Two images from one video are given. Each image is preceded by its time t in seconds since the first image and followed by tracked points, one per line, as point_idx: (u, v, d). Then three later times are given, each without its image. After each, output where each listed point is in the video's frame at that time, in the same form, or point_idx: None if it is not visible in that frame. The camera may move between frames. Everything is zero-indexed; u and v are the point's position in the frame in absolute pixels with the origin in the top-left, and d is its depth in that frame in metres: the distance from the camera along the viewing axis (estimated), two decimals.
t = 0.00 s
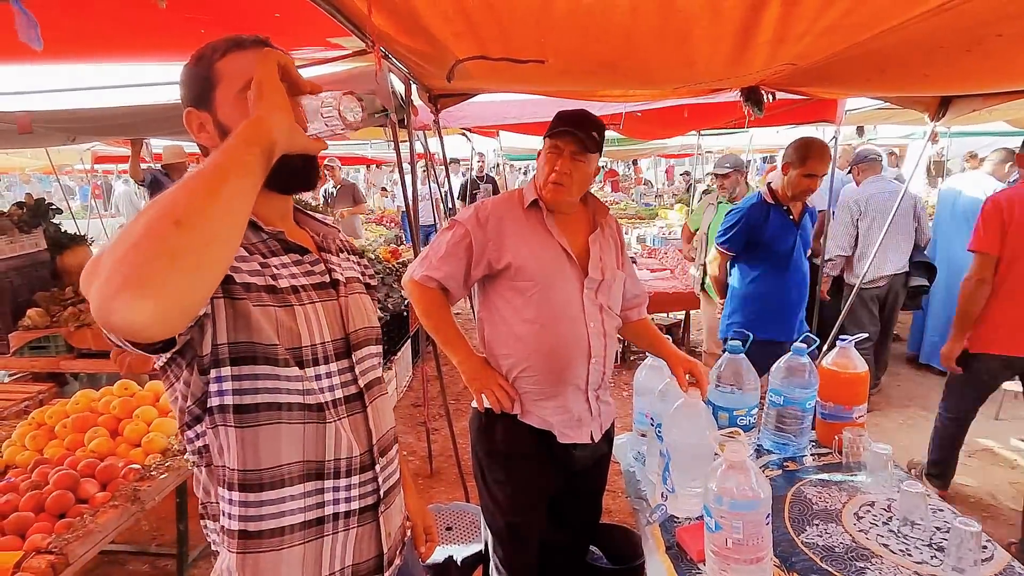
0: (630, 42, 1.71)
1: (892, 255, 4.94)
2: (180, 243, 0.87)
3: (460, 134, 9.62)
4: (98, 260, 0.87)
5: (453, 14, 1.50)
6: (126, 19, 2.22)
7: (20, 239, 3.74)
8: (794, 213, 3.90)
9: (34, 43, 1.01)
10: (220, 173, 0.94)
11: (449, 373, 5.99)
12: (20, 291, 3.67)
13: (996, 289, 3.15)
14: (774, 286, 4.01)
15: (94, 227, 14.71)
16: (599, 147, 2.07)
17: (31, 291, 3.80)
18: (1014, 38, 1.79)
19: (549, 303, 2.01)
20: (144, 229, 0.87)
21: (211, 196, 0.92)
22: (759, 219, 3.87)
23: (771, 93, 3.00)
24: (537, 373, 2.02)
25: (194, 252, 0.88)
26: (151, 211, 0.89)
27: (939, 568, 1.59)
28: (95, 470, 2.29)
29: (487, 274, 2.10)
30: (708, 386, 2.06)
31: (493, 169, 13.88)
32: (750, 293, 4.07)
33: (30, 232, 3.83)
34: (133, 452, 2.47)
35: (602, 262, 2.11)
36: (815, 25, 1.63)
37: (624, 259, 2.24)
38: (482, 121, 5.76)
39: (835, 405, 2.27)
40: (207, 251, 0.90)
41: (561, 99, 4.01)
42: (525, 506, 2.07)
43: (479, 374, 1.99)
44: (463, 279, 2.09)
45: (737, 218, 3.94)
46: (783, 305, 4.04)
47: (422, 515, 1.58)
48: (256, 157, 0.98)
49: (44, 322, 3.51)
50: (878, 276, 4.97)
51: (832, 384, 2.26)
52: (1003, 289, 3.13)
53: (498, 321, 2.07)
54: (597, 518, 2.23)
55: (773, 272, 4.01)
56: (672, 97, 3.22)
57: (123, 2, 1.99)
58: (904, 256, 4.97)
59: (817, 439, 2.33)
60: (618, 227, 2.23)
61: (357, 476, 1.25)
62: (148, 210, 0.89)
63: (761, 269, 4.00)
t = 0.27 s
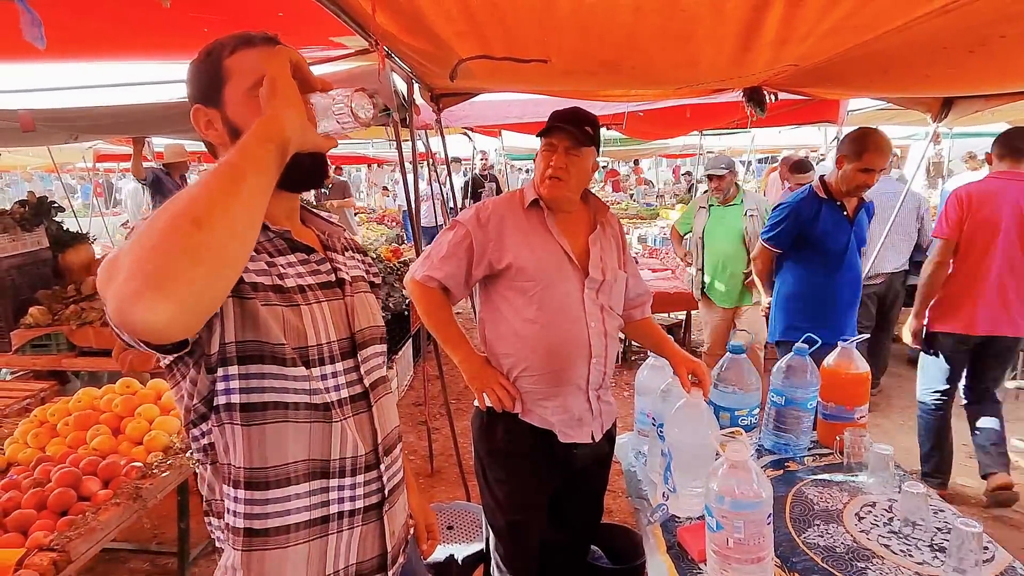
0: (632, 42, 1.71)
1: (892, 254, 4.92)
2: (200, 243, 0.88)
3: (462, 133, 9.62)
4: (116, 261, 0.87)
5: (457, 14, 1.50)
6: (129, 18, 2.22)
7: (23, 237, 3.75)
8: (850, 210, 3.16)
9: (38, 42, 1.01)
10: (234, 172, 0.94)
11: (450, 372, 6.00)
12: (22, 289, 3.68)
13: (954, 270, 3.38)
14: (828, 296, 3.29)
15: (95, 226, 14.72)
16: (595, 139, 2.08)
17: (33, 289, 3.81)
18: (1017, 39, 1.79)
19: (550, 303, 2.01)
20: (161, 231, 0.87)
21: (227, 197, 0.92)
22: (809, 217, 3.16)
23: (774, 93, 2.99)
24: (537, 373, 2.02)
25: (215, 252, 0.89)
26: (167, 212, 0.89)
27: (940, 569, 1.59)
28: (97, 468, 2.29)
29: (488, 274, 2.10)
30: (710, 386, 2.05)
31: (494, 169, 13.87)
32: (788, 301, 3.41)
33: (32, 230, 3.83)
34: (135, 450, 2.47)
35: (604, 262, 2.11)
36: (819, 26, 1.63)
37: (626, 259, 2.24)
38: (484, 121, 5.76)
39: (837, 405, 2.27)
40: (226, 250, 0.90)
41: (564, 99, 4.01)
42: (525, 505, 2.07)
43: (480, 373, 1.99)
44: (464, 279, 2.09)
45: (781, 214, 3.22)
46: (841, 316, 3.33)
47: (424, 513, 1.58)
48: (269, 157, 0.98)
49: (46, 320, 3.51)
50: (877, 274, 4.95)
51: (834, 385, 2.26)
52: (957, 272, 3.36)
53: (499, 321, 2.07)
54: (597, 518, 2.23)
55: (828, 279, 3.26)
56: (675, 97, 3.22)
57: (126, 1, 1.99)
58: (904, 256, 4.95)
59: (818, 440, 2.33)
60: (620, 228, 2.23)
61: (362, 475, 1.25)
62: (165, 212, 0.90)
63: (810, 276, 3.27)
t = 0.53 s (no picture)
0: (632, 41, 1.70)
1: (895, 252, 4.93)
2: (221, 297, 0.89)
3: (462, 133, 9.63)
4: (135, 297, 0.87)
5: (457, 13, 1.50)
6: (128, 16, 2.22)
7: (22, 235, 3.74)
8: (890, 211, 2.99)
9: (38, 39, 1.01)
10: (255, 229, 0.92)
11: (450, 371, 5.99)
12: (22, 288, 3.67)
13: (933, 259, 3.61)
14: (866, 305, 3.05)
15: (95, 225, 14.71)
16: (591, 132, 2.10)
17: (33, 287, 3.81)
18: (1018, 39, 1.79)
19: (550, 302, 2.01)
20: (179, 293, 0.87)
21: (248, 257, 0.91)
22: (847, 218, 2.99)
23: (774, 93, 3.00)
24: (537, 372, 2.02)
25: (234, 305, 0.90)
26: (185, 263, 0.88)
27: (939, 569, 1.59)
28: (96, 466, 2.29)
29: (488, 274, 2.10)
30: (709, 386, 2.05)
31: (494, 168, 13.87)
32: (820, 309, 3.20)
33: (31, 228, 3.82)
34: (134, 448, 2.47)
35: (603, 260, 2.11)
36: (819, 25, 1.63)
37: (626, 257, 2.24)
38: (484, 120, 5.76)
39: (836, 405, 2.27)
40: (245, 301, 0.92)
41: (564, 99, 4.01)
42: (524, 505, 2.08)
43: (481, 373, 1.98)
44: (464, 279, 2.10)
45: (817, 215, 3.06)
46: (880, 325, 3.08)
47: (424, 512, 1.58)
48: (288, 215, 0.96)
49: (45, 319, 3.51)
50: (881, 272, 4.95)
51: (833, 384, 2.26)
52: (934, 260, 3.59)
53: (500, 320, 2.07)
54: (597, 517, 2.23)
55: (867, 286, 3.05)
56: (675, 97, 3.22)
57: None
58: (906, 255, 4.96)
59: (817, 440, 2.34)
60: (619, 226, 2.23)
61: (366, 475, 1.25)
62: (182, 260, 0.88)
63: (845, 279, 3.06)
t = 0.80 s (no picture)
0: (630, 41, 1.71)
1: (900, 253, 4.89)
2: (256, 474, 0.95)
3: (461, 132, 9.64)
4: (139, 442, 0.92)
5: (456, 12, 1.50)
6: (126, 14, 2.21)
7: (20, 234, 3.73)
8: (930, 220, 2.60)
9: (37, 37, 1.03)
10: (258, 432, 0.92)
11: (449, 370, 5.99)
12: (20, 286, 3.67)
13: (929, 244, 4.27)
14: (909, 324, 2.62)
15: (94, 224, 14.68)
16: (598, 140, 2.08)
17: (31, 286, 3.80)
18: (1017, 39, 1.78)
19: (549, 303, 2.01)
20: (182, 483, 0.90)
21: (246, 461, 0.92)
22: (884, 229, 2.58)
23: (773, 92, 2.99)
24: (536, 373, 2.02)
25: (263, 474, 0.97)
26: (193, 437, 0.91)
27: (936, 569, 1.59)
28: (94, 465, 2.28)
29: (487, 273, 2.09)
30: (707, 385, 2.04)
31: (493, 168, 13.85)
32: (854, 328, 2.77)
33: (30, 226, 3.78)
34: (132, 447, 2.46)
35: (603, 262, 2.12)
36: (818, 25, 1.63)
37: (625, 259, 2.24)
38: (483, 119, 5.75)
39: (834, 405, 2.27)
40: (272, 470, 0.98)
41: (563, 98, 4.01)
42: (523, 507, 2.08)
43: (479, 373, 2.01)
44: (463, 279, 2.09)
45: (849, 228, 2.66)
46: (929, 346, 2.65)
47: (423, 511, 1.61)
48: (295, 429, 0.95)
49: (43, 317, 3.50)
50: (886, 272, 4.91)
51: (831, 384, 2.26)
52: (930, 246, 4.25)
53: (498, 319, 2.07)
54: (596, 517, 2.23)
55: (911, 304, 2.63)
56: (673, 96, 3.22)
57: None
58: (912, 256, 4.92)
59: (816, 439, 2.33)
60: (620, 228, 2.23)
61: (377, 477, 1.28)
62: (190, 432, 0.91)
63: (887, 295, 2.64)
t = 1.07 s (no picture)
0: (627, 39, 1.70)
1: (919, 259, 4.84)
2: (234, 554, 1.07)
3: (460, 131, 9.65)
4: (206, 491, 1.01)
5: (453, 12, 1.50)
6: (123, 13, 2.21)
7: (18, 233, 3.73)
8: (970, 219, 2.38)
9: (31, 35, 1.04)
10: None
11: (447, 369, 5.99)
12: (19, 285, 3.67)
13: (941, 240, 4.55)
14: (943, 330, 2.41)
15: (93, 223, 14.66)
16: (594, 136, 2.08)
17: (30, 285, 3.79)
18: (1014, 39, 1.79)
19: (546, 303, 2.01)
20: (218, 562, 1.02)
21: None
22: (913, 227, 2.41)
23: (771, 92, 3.00)
24: (535, 373, 2.02)
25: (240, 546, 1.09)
26: (242, 536, 1.02)
27: (933, 568, 1.60)
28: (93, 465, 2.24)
29: (486, 273, 2.09)
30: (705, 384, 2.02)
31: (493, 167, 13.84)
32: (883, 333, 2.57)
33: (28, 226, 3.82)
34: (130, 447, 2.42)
35: (602, 261, 2.11)
36: (815, 24, 1.63)
37: (622, 259, 2.24)
38: (482, 118, 5.74)
39: (832, 404, 2.27)
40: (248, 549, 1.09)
41: (562, 97, 4.01)
42: (521, 507, 2.08)
43: (479, 373, 1.98)
44: (461, 279, 2.09)
45: (875, 227, 2.50)
46: (966, 357, 2.43)
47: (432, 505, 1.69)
48: None
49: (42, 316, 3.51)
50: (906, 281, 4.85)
51: (829, 383, 2.25)
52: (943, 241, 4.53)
53: (496, 319, 2.07)
54: (593, 517, 2.23)
55: (944, 309, 2.41)
56: (672, 95, 3.22)
57: None
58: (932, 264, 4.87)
59: (813, 439, 2.33)
60: (618, 227, 2.22)
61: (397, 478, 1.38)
62: (244, 530, 1.02)
63: (918, 298, 2.44)
